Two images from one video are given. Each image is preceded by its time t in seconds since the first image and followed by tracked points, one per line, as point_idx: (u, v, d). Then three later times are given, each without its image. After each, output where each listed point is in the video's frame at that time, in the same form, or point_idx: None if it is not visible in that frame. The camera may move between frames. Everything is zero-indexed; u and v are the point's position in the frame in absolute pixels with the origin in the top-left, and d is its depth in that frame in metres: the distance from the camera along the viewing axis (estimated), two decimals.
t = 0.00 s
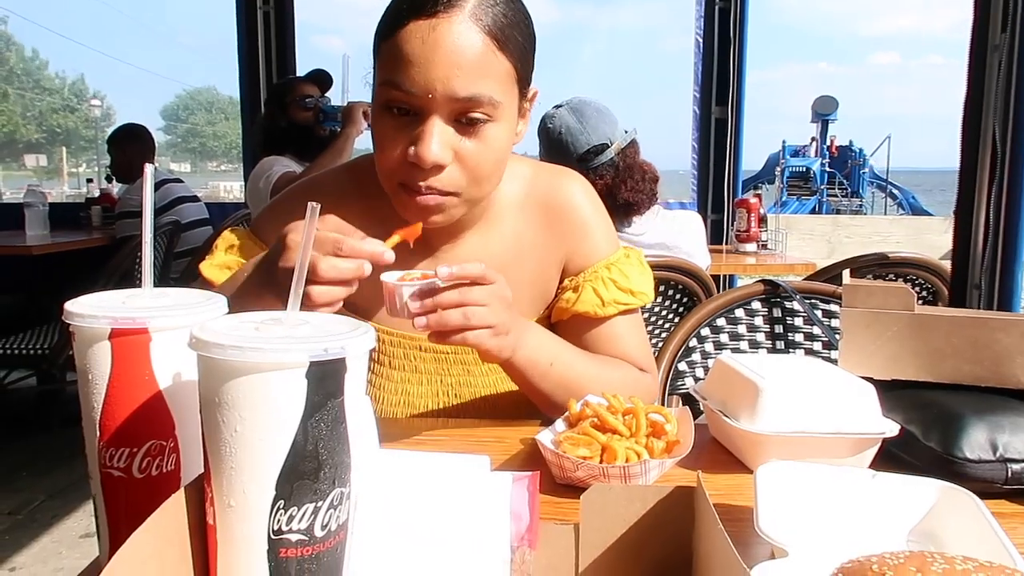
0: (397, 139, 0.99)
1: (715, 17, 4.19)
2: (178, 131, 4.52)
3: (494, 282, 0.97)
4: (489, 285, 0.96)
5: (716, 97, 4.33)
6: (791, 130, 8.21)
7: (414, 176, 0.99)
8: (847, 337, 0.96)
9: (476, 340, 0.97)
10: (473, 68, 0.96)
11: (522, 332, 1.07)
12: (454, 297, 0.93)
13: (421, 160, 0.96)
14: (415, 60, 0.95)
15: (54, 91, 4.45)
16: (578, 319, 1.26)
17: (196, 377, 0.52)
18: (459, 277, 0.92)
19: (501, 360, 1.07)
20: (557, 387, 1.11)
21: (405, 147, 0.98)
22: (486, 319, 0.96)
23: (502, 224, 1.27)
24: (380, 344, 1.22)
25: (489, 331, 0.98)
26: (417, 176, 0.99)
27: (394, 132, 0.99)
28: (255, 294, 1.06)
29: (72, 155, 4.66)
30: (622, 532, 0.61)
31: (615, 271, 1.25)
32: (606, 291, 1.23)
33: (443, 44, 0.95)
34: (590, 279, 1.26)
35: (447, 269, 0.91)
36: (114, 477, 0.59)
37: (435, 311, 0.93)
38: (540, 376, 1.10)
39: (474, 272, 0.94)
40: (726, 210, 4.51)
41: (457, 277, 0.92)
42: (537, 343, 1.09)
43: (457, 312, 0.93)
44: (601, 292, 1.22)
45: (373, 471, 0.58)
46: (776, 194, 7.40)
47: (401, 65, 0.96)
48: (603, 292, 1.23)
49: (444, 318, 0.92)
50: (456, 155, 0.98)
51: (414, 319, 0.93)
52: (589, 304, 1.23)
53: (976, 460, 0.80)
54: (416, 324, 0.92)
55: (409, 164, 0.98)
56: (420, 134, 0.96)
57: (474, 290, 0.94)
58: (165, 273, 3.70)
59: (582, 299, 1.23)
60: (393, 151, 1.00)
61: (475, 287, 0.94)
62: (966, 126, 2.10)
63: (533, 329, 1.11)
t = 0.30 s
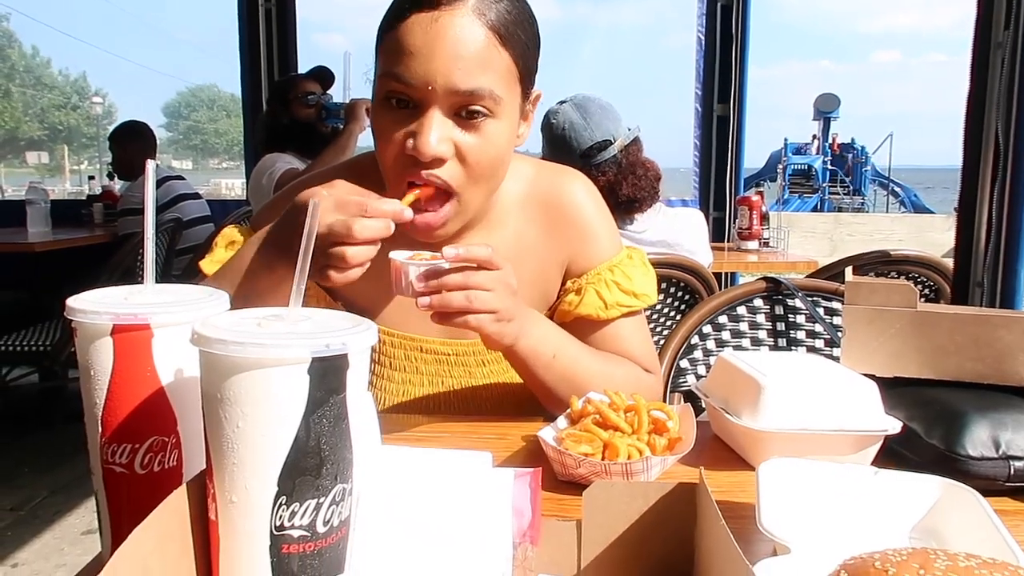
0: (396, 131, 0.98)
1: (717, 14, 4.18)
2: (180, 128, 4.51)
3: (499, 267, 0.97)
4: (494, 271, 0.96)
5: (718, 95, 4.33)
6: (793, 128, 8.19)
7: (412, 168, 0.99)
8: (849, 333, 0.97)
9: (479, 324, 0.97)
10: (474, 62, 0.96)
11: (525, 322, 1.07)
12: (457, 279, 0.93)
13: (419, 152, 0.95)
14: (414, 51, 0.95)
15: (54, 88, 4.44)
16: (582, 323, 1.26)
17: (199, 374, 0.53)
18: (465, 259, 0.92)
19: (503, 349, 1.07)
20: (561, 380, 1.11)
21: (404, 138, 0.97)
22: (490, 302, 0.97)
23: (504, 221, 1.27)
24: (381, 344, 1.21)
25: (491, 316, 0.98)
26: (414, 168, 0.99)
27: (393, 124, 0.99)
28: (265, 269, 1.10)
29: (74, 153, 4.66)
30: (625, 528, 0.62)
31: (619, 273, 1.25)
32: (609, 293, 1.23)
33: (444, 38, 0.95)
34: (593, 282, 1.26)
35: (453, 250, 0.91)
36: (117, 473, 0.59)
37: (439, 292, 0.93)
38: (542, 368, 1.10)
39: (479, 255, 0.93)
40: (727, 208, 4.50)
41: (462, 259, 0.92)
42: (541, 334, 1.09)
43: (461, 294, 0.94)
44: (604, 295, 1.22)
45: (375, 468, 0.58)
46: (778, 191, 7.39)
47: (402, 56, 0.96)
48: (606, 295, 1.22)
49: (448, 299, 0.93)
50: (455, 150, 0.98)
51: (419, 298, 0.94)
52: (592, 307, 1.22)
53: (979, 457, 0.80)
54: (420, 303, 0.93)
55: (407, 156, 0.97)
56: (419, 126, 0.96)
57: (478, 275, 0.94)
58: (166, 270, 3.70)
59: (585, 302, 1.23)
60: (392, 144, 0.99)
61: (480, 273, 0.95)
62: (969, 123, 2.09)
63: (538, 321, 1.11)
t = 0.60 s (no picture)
0: (394, 124, 0.98)
1: (720, 11, 4.18)
2: (181, 125, 4.51)
3: (498, 275, 0.96)
4: (495, 278, 0.96)
5: (721, 92, 4.32)
6: (796, 125, 8.17)
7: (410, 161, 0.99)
8: (851, 331, 0.97)
9: (481, 333, 0.98)
10: (471, 56, 0.97)
11: (527, 324, 1.07)
12: (457, 290, 0.93)
13: (416, 145, 0.95)
14: (412, 45, 0.96)
15: (56, 84, 4.45)
16: (583, 319, 1.26)
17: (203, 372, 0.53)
18: (464, 270, 0.92)
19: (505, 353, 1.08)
20: (562, 380, 1.11)
21: (401, 132, 0.97)
22: (489, 298, 0.96)
23: (504, 219, 1.27)
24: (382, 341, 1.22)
25: (492, 323, 0.98)
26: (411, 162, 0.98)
27: (391, 118, 0.99)
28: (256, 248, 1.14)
29: (76, 150, 4.64)
30: (628, 526, 0.62)
31: (620, 269, 1.24)
32: (611, 289, 1.23)
33: (442, 31, 0.96)
34: (593, 278, 1.26)
35: (452, 262, 0.91)
36: (122, 470, 0.60)
37: (439, 304, 0.94)
38: (544, 369, 1.10)
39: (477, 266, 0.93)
40: (729, 205, 4.50)
41: (461, 270, 0.92)
42: (543, 335, 1.10)
43: (462, 304, 0.94)
44: (606, 291, 1.22)
45: (378, 465, 0.58)
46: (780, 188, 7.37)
47: (400, 50, 0.97)
48: (607, 291, 1.23)
49: (448, 311, 0.93)
50: (453, 143, 0.98)
51: (420, 310, 0.94)
52: (593, 303, 1.22)
53: (980, 455, 0.80)
54: (420, 315, 0.93)
55: (405, 149, 0.97)
56: (417, 119, 0.96)
57: (478, 284, 0.94)
58: (168, 266, 3.71)
59: (587, 298, 1.23)
60: (390, 137, 0.99)
61: (479, 281, 0.94)
62: (971, 121, 2.09)
63: (539, 322, 1.11)
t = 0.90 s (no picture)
0: (395, 115, 0.98)
1: (720, 9, 4.17)
2: (182, 124, 4.53)
3: (481, 306, 0.93)
4: (478, 308, 0.93)
5: (721, 91, 4.32)
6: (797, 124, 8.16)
7: (413, 152, 0.98)
8: (852, 328, 0.97)
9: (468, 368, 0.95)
10: (471, 43, 0.96)
11: (516, 342, 1.06)
12: (443, 332, 0.88)
13: (419, 135, 0.95)
14: (411, 34, 0.95)
15: (57, 84, 4.45)
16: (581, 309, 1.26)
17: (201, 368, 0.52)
18: (447, 312, 0.89)
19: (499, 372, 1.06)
20: (558, 387, 1.11)
21: (405, 122, 0.97)
22: (471, 328, 0.92)
23: (499, 212, 1.27)
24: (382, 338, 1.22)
25: (479, 355, 0.95)
26: (414, 153, 0.98)
27: (391, 108, 0.99)
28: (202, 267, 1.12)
29: (76, 149, 4.66)
30: (629, 523, 0.62)
31: (617, 258, 1.25)
32: (608, 279, 1.22)
33: (441, 20, 0.96)
34: (591, 267, 1.26)
35: (434, 308, 0.87)
36: (120, 467, 0.59)
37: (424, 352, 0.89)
38: (538, 377, 1.10)
39: (462, 303, 0.90)
40: (730, 204, 4.50)
41: (445, 312, 0.88)
42: (534, 346, 1.09)
43: (445, 350, 0.90)
44: (603, 281, 1.22)
45: (378, 461, 0.58)
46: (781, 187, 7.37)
47: (399, 40, 0.96)
48: (603, 280, 1.22)
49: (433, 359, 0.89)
50: (455, 131, 0.97)
51: (403, 360, 0.89)
52: (591, 292, 1.22)
53: (983, 453, 0.79)
54: (405, 366, 0.89)
55: (408, 140, 0.97)
56: (419, 109, 0.96)
57: (462, 320, 0.90)
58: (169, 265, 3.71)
59: (584, 288, 1.23)
60: (391, 129, 0.98)
61: (462, 318, 0.90)
62: (973, 119, 2.08)
63: (529, 332, 1.11)
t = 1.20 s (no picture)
0: (388, 90, 0.97)
1: (723, 6, 4.17)
2: (183, 121, 4.58)
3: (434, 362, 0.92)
4: (429, 365, 0.92)
5: (723, 88, 4.30)
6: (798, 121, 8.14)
7: (408, 126, 0.97)
8: (857, 326, 0.96)
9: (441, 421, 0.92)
10: (462, 19, 0.98)
11: (489, 370, 1.05)
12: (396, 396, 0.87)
13: (416, 108, 0.95)
14: (402, 11, 0.96)
15: (59, 82, 4.43)
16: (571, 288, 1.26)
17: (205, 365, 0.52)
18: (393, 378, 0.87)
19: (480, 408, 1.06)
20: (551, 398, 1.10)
21: (399, 96, 0.97)
22: (428, 384, 0.90)
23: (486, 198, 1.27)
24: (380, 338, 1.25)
25: (450, 407, 0.93)
26: (409, 127, 0.97)
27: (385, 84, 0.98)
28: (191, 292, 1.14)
29: (78, 146, 4.66)
30: (633, 520, 0.63)
31: (605, 237, 1.25)
32: (596, 257, 1.23)
33: None
34: (581, 246, 1.25)
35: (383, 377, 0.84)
36: (124, 464, 0.59)
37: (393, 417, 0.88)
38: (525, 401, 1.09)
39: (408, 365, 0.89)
40: (732, 201, 4.50)
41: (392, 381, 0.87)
42: (510, 373, 1.07)
43: (411, 411, 0.88)
44: (592, 259, 1.22)
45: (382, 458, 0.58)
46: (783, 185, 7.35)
47: (392, 17, 0.97)
48: (594, 257, 1.22)
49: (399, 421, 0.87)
50: (449, 105, 0.97)
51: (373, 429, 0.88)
52: (581, 272, 1.22)
53: (987, 450, 0.79)
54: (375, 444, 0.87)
55: (403, 115, 0.96)
56: (413, 84, 0.96)
57: (416, 381, 0.89)
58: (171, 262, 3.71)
59: (574, 268, 1.23)
60: (385, 106, 0.98)
61: (415, 376, 0.89)
62: (976, 116, 2.07)
63: (507, 356, 1.10)
